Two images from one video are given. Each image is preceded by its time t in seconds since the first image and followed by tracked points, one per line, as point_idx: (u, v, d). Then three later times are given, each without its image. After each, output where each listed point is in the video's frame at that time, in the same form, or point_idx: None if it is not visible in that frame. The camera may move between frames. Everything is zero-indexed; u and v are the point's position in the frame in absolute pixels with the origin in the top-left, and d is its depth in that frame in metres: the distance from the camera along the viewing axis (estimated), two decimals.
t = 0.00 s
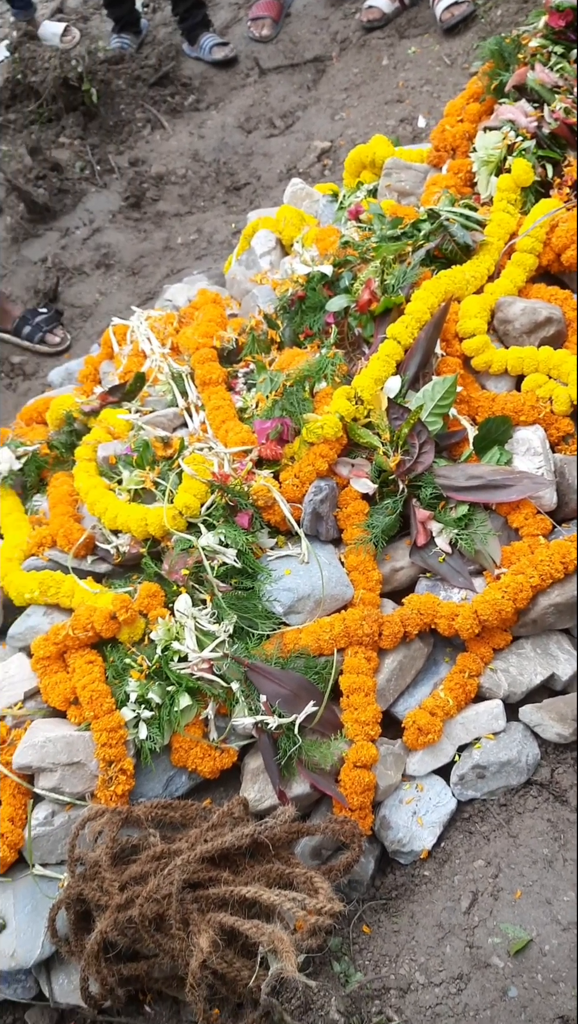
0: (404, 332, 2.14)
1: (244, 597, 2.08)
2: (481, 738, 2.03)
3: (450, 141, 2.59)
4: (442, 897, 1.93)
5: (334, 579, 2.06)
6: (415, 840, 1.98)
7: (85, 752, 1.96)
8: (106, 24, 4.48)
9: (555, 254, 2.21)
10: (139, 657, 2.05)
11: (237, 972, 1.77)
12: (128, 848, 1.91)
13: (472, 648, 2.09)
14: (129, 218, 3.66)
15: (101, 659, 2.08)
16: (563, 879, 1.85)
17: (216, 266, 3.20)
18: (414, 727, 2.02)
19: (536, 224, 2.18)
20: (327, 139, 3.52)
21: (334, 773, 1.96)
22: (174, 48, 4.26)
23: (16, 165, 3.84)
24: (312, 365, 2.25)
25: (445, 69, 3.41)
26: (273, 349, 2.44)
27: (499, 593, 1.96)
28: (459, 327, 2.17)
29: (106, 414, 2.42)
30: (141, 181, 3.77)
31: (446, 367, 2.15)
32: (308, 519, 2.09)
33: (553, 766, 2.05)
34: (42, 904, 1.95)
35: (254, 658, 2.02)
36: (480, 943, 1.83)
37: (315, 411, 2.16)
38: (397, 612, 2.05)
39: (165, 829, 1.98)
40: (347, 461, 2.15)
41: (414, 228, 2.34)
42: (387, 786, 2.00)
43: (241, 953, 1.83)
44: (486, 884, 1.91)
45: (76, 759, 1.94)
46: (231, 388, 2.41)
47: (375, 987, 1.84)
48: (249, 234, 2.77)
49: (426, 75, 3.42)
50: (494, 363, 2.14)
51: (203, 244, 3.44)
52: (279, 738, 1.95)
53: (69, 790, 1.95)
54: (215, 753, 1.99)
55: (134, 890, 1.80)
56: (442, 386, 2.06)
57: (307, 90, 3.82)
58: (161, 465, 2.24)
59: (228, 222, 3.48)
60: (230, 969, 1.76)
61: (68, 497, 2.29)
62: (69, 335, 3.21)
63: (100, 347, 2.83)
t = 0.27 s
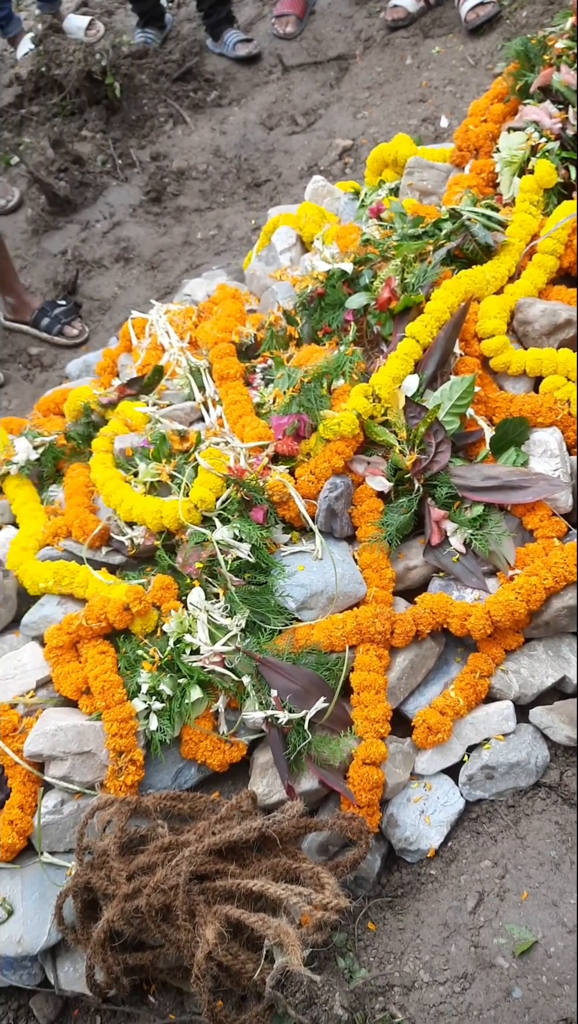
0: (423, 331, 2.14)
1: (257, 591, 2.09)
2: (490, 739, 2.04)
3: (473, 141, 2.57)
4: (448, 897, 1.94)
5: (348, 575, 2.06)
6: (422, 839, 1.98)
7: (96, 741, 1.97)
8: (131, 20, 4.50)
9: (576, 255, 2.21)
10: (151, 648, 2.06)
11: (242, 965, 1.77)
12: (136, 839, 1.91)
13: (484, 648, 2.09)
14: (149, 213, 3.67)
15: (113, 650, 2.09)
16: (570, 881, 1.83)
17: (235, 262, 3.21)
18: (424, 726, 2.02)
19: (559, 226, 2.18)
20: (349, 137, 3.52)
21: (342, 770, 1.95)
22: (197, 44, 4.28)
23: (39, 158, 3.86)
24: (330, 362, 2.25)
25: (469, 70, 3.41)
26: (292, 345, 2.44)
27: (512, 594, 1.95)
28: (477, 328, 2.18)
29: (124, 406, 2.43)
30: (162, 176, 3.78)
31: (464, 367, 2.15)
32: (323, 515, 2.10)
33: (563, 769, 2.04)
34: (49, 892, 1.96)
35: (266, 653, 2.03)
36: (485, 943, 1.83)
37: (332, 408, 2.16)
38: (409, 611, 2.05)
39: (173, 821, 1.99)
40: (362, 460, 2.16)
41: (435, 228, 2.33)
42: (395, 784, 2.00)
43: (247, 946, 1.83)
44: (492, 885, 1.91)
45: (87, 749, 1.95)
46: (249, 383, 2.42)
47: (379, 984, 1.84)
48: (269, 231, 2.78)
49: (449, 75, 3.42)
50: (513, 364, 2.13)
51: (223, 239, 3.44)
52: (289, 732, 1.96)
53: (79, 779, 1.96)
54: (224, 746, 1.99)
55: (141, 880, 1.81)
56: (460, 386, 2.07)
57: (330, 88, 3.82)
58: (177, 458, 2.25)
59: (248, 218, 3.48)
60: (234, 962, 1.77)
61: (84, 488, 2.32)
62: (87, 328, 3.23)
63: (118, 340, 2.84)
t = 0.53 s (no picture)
0: (443, 332, 2.14)
1: (270, 588, 2.09)
2: (500, 741, 2.05)
3: (497, 143, 2.58)
4: (454, 898, 1.94)
5: (361, 574, 2.06)
6: (430, 840, 1.98)
7: (106, 733, 1.97)
8: (156, 16, 4.52)
9: None
10: (164, 642, 2.07)
11: (246, 960, 1.76)
12: (144, 831, 1.92)
13: (496, 651, 2.09)
14: (169, 208, 3.68)
15: (126, 642, 2.10)
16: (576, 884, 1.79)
17: (255, 259, 3.22)
18: (433, 727, 2.02)
19: None
20: (371, 138, 3.53)
21: (351, 769, 1.95)
22: (222, 41, 4.30)
23: (61, 152, 3.88)
24: (349, 361, 2.26)
25: (493, 73, 3.41)
26: (310, 343, 2.45)
27: (526, 597, 1.94)
28: (498, 330, 2.16)
29: (142, 401, 2.44)
30: (183, 172, 3.80)
31: (483, 368, 2.15)
32: (338, 514, 2.10)
33: (572, 774, 2.04)
34: (56, 882, 1.96)
35: (278, 649, 2.03)
36: (490, 945, 1.82)
37: (350, 407, 2.17)
38: (422, 612, 2.06)
39: (181, 815, 1.99)
40: (379, 459, 2.17)
41: (457, 229, 2.34)
42: (403, 784, 2.01)
43: (252, 941, 1.84)
44: (499, 887, 1.91)
45: (97, 740, 1.96)
46: (267, 380, 2.43)
47: (383, 983, 1.84)
48: (291, 230, 2.79)
49: (473, 78, 3.43)
50: (532, 367, 2.13)
51: (243, 237, 3.45)
52: (299, 729, 1.96)
53: (89, 769, 1.96)
54: (234, 741, 1.99)
55: (148, 872, 1.81)
56: (478, 387, 2.07)
57: (353, 88, 3.83)
58: (194, 453, 2.26)
59: (268, 216, 3.49)
60: (239, 957, 1.75)
61: (100, 481, 2.32)
62: (106, 322, 3.24)
63: (137, 334, 2.85)
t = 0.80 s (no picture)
0: (463, 333, 2.14)
1: (284, 584, 2.10)
2: (510, 743, 2.05)
3: (521, 146, 2.58)
4: (460, 899, 1.94)
5: (375, 573, 2.07)
6: (437, 840, 1.98)
7: (117, 724, 1.98)
8: (182, 12, 4.53)
9: None
10: (176, 635, 2.07)
11: (251, 954, 1.76)
12: (152, 823, 1.93)
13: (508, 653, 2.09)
14: (191, 205, 3.70)
15: (139, 634, 2.11)
16: None
17: (275, 257, 3.23)
18: (443, 727, 2.02)
19: None
20: (393, 138, 3.53)
21: (361, 767, 1.96)
22: (247, 38, 4.31)
23: (85, 145, 3.90)
24: (368, 360, 2.26)
25: (518, 76, 3.42)
26: (329, 341, 2.46)
27: (540, 600, 1.94)
28: (517, 332, 2.17)
29: (161, 394, 2.45)
30: (205, 168, 3.81)
31: (502, 370, 2.16)
32: (353, 512, 2.10)
33: None
34: (64, 871, 1.97)
35: (290, 646, 2.04)
36: (495, 947, 1.82)
37: (368, 406, 2.18)
38: (435, 612, 2.06)
39: (189, 808, 1.99)
40: (395, 459, 2.18)
41: (479, 230, 2.34)
42: (412, 783, 2.00)
43: (257, 936, 1.84)
44: (505, 889, 1.90)
45: (108, 731, 1.96)
46: (285, 377, 2.43)
47: (387, 981, 1.84)
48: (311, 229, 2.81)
49: (498, 80, 3.44)
50: (551, 370, 2.13)
51: (263, 234, 3.46)
52: (309, 727, 1.95)
53: (99, 760, 1.96)
54: (244, 735, 2.00)
55: (156, 863, 1.82)
56: (497, 388, 2.06)
57: (377, 88, 3.83)
58: (211, 448, 2.26)
59: (289, 214, 3.51)
60: (244, 950, 1.76)
61: (116, 474, 2.34)
62: (125, 316, 3.26)
63: (156, 328, 2.86)
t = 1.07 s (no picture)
0: (484, 334, 2.14)
1: (298, 581, 2.10)
2: (520, 747, 2.04)
3: (547, 149, 2.54)
4: (467, 900, 1.93)
5: (389, 572, 2.07)
6: (444, 841, 1.97)
7: (128, 716, 1.98)
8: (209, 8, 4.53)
9: None
10: (188, 629, 2.09)
11: (257, 948, 1.76)
12: (161, 814, 1.93)
13: (520, 656, 2.08)
14: (213, 200, 3.71)
15: (152, 626, 2.11)
16: None
17: (296, 254, 3.23)
18: (454, 728, 2.01)
19: None
20: (417, 138, 3.53)
21: (370, 765, 1.95)
22: (273, 35, 4.31)
23: (108, 138, 3.91)
24: (388, 358, 2.27)
25: (544, 79, 3.41)
26: (350, 338, 2.45)
27: (554, 603, 1.96)
28: (539, 335, 2.17)
29: (180, 388, 2.45)
30: (228, 163, 3.81)
31: (522, 373, 2.15)
32: (369, 511, 2.10)
33: None
34: (71, 860, 1.96)
35: (302, 643, 2.04)
36: (500, 949, 1.82)
37: (387, 404, 2.17)
38: (448, 613, 2.06)
39: (198, 800, 1.99)
40: (413, 458, 2.18)
41: (503, 232, 2.34)
42: (421, 784, 2.00)
43: (262, 931, 1.84)
44: (512, 892, 1.90)
45: (119, 722, 1.96)
46: (305, 373, 2.44)
47: (391, 980, 1.84)
48: (334, 226, 2.80)
49: (524, 83, 3.43)
50: (572, 374, 2.13)
51: (285, 231, 3.46)
52: (320, 723, 1.95)
53: (109, 751, 1.97)
54: (254, 730, 2.00)
55: (164, 855, 1.81)
56: (517, 391, 2.06)
57: (403, 87, 3.83)
58: (229, 443, 2.27)
59: (311, 212, 3.51)
60: (249, 944, 1.76)
61: (133, 466, 2.34)
62: (144, 309, 3.26)
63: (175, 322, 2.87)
